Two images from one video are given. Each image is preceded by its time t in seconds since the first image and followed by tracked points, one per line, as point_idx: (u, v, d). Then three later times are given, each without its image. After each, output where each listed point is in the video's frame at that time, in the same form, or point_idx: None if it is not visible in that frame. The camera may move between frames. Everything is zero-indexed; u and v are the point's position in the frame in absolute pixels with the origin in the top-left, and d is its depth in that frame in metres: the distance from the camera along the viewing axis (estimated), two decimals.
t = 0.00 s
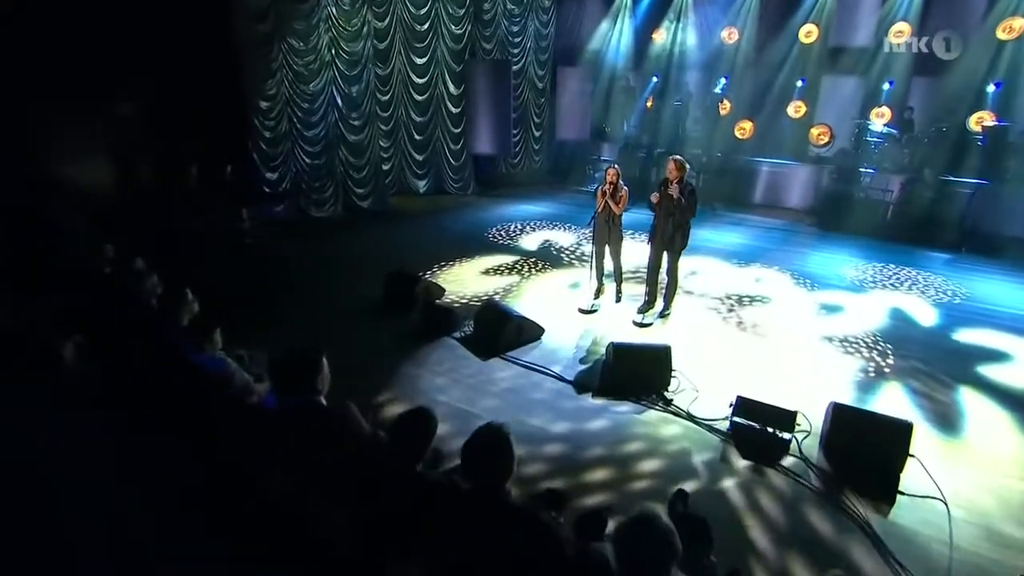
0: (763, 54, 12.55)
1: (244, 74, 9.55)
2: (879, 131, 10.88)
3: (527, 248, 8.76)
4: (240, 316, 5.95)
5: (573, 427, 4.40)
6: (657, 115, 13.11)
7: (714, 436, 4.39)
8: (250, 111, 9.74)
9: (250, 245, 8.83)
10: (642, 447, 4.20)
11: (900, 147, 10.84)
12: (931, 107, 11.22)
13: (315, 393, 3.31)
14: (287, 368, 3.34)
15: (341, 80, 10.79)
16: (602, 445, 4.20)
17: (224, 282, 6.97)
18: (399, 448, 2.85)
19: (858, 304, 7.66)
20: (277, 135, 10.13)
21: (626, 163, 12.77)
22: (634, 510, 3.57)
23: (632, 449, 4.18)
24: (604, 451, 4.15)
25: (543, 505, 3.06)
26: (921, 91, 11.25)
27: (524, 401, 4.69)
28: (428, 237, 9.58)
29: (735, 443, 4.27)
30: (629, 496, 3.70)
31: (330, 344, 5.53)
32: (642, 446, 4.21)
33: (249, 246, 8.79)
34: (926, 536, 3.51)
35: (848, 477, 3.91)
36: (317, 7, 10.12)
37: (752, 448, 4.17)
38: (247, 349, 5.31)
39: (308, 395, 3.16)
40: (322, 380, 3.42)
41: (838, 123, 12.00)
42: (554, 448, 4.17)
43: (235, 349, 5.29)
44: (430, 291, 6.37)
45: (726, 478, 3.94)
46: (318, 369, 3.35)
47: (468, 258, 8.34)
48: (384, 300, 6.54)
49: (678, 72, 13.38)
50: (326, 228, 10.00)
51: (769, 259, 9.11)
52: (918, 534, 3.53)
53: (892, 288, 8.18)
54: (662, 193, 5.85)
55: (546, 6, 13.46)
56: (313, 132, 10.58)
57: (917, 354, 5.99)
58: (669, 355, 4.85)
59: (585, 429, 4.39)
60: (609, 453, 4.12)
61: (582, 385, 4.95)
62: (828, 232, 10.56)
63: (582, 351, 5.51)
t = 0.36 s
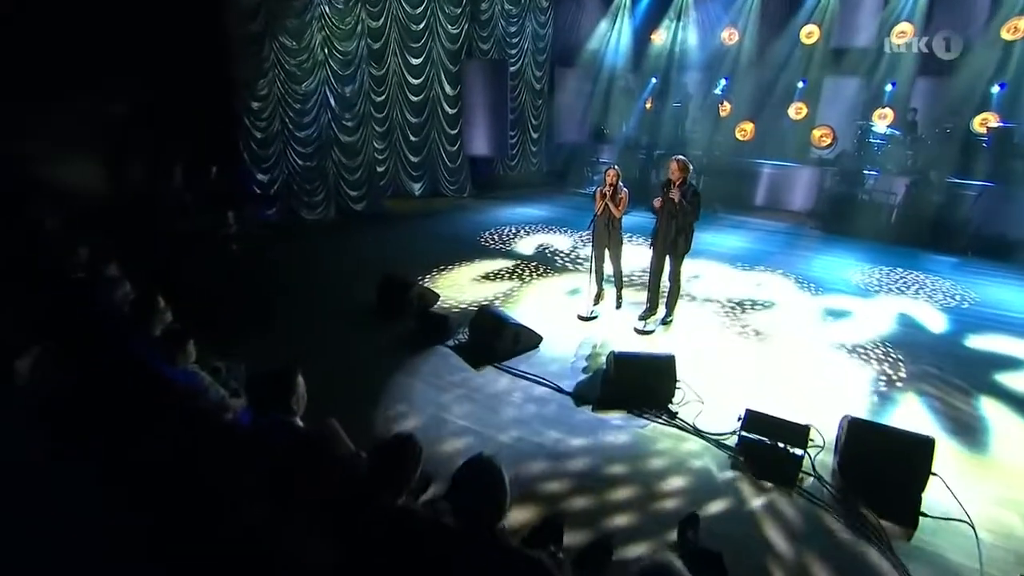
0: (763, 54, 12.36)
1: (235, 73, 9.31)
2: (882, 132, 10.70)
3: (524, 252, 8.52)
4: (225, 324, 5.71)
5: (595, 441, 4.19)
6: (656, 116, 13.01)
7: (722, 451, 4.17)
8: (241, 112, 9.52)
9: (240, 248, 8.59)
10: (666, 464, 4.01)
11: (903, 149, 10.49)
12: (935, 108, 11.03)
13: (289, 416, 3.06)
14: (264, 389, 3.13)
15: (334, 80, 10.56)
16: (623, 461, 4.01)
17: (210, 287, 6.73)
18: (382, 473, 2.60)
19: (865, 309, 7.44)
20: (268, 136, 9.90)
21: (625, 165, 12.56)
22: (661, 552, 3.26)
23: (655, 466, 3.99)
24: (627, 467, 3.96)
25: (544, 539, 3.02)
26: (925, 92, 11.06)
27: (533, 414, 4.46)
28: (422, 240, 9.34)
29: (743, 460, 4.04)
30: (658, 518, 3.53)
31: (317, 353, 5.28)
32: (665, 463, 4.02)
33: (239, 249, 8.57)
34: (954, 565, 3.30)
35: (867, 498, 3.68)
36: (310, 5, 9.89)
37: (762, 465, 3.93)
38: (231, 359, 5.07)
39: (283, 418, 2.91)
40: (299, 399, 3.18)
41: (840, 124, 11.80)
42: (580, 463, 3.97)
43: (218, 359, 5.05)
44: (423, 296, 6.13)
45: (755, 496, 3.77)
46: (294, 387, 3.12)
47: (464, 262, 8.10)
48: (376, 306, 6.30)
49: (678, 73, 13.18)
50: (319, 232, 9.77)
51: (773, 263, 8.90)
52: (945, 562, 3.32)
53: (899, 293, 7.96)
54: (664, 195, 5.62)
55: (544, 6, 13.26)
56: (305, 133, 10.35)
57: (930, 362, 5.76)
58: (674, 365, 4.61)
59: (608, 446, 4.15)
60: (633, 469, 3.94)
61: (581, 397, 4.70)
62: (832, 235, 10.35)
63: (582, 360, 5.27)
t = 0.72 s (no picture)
0: (759, 53, 12.22)
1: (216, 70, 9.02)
2: (877, 131, 10.59)
3: (515, 254, 8.27)
4: (202, 331, 5.45)
5: (612, 453, 3.97)
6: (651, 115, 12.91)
7: (725, 465, 3.93)
8: (224, 111, 9.24)
9: (223, 250, 8.33)
10: (683, 479, 3.78)
11: (900, 146, 10.37)
12: (931, 106, 10.87)
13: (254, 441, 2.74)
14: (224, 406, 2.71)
15: (320, 78, 10.27)
16: (643, 475, 3.79)
17: (188, 292, 6.46)
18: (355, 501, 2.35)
19: (866, 310, 7.25)
20: (252, 135, 9.61)
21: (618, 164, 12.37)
22: None
23: (677, 479, 3.78)
24: (642, 482, 3.73)
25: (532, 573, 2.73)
26: (921, 90, 10.89)
27: (530, 425, 4.23)
28: (411, 242, 9.09)
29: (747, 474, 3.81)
30: (686, 534, 3.34)
31: (299, 363, 5.03)
32: (688, 476, 3.81)
33: (221, 251, 8.31)
34: None
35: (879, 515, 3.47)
36: None
37: (767, 478, 3.72)
38: (207, 370, 4.80)
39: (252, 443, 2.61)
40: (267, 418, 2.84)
41: (835, 122, 11.63)
42: (589, 482, 3.71)
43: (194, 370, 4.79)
44: (410, 301, 5.87)
45: (781, 513, 3.55)
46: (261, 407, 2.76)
47: (453, 265, 7.85)
48: (361, 312, 6.04)
49: (671, 71, 12.98)
50: (306, 234, 9.51)
51: (770, 263, 8.72)
52: None
53: (899, 293, 7.78)
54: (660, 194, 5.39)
55: (535, 4, 13.05)
56: (291, 132, 10.06)
57: (936, 364, 5.57)
58: (673, 373, 4.38)
59: (626, 462, 3.90)
60: (643, 485, 3.71)
61: (576, 406, 4.47)
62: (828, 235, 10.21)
63: (576, 366, 5.04)
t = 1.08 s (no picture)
0: (746, 51, 11.98)
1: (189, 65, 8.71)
2: (864, 129, 10.48)
3: (500, 255, 8.03)
4: (169, 340, 5.15)
5: (624, 463, 3.77)
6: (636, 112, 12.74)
7: (723, 476, 3.71)
8: (198, 108, 8.93)
9: (196, 253, 8.00)
10: (669, 495, 3.52)
11: (886, 143, 10.31)
12: (918, 103, 10.73)
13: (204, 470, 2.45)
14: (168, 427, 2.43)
15: (298, 75, 9.96)
16: (631, 492, 3.54)
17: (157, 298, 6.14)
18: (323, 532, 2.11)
19: (858, 309, 7.12)
20: (228, 133, 9.28)
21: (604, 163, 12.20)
22: None
23: (665, 496, 3.52)
24: (623, 502, 3.45)
25: None
26: (906, 88, 10.74)
27: (511, 437, 3.97)
28: (391, 244, 8.79)
29: (746, 485, 3.61)
30: (709, 550, 3.14)
31: (273, 372, 4.75)
32: (702, 485, 3.63)
33: (194, 253, 7.99)
34: None
35: (886, 527, 3.30)
36: None
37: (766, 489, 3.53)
38: (173, 381, 4.52)
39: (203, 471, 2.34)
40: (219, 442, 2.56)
41: (823, 119, 11.48)
42: (566, 503, 3.42)
43: (160, 380, 4.51)
44: (390, 306, 5.60)
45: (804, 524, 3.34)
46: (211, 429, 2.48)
47: (436, 267, 7.59)
48: (340, 316, 5.78)
49: (657, 69, 12.77)
50: (284, 235, 9.19)
51: (760, 262, 8.57)
52: None
53: (891, 292, 7.67)
54: (650, 191, 5.18)
55: None
56: (268, 131, 9.73)
57: (933, 365, 5.42)
58: (667, 379, 4.16)
59: (609, 479, 3.63)
60: (625, 501, 3.46)
61: (565, 414, 4.25)
62: (816, 232, 10.11)
63: (565, 372, 4.83)
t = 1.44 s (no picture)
0: (737, 49, 11.77)
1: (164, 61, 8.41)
2: (855, 126, 10.36)
3: (487, 257, 7.79)
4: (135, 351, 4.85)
5: (642, 470, 3.63)
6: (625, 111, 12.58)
7: (724, 490, 3.52)
8: (175, 106, 8.63)
9: (173, 257, 7.69)
10: (692, 504, 3.39)
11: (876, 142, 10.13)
12: (909, 101, 10.64)
13: (145, 506, 2.33)
14: (108, 458, 2.31)
15: (279, 72, 9.69)
16: (646, 503, 3.38)
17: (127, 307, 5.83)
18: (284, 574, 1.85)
19: (854, 308, 6.97)
20: (206, 132, 9.00)
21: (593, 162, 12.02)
22: None
23: (679, 509, 3.35)
24: (620, 520, 3.24)
25: None
26: (896, 85, 10.67)
27: (501, 449, 3.75)
28: (375, 246, 8.52)
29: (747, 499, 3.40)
30: (740, 561, 3.03)
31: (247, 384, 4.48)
32: (724, 492, 3.50)
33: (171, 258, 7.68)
34: None
35: (897, 542, 3.12)
36: None
37: (769, 502, 3.33)
38: (139, 395, 4.23)
39: (143, 512, 2.23)
40: (163, 471, 2.42)
41: (813, 117, 11.35)
42: (557, 522, 3.20)
43: (124, 395, 4.22)
44: (372, 311, 5.34)
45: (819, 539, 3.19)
46: (152, 463, 2.34)
47: (421, 270, 7.33)
48: (320, 322, 5.53)
49: (645, 67, 12.60)
50: (266, 237, 8.90)
51: (753, 261, 8.42)
52: None
53: (886, 291, 7.54)
54: (642, 189, 4.97)
55: None
56: (248, 129, 9.42)
57: (938, 367, 5.25)
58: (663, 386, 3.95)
59: (607, 495, 3.42)
60: (651, 510, 3.33)
61: (556, 424, 4.03)
62: (809, 231, 9.98)
63: (555, 378, 4.61)
